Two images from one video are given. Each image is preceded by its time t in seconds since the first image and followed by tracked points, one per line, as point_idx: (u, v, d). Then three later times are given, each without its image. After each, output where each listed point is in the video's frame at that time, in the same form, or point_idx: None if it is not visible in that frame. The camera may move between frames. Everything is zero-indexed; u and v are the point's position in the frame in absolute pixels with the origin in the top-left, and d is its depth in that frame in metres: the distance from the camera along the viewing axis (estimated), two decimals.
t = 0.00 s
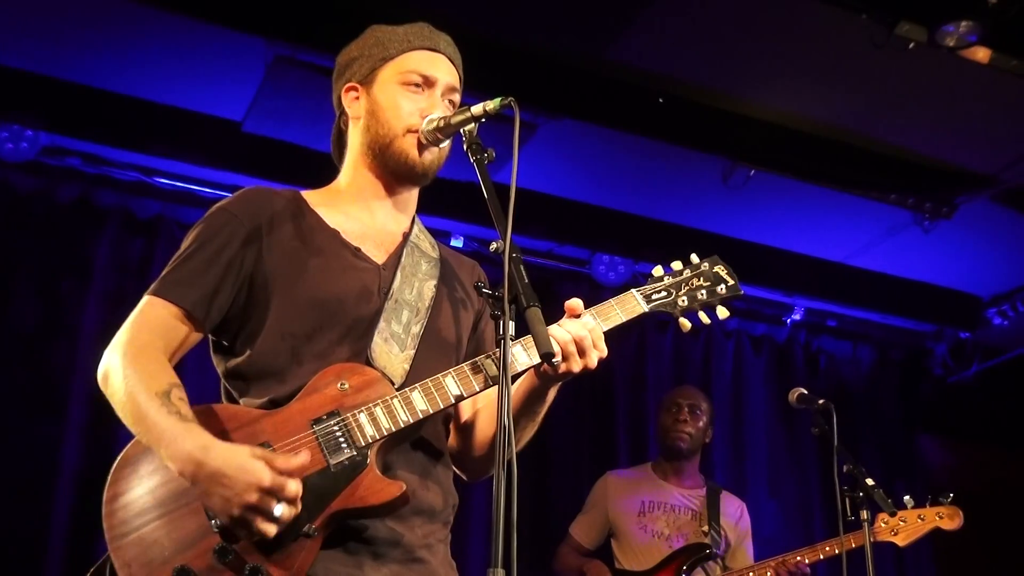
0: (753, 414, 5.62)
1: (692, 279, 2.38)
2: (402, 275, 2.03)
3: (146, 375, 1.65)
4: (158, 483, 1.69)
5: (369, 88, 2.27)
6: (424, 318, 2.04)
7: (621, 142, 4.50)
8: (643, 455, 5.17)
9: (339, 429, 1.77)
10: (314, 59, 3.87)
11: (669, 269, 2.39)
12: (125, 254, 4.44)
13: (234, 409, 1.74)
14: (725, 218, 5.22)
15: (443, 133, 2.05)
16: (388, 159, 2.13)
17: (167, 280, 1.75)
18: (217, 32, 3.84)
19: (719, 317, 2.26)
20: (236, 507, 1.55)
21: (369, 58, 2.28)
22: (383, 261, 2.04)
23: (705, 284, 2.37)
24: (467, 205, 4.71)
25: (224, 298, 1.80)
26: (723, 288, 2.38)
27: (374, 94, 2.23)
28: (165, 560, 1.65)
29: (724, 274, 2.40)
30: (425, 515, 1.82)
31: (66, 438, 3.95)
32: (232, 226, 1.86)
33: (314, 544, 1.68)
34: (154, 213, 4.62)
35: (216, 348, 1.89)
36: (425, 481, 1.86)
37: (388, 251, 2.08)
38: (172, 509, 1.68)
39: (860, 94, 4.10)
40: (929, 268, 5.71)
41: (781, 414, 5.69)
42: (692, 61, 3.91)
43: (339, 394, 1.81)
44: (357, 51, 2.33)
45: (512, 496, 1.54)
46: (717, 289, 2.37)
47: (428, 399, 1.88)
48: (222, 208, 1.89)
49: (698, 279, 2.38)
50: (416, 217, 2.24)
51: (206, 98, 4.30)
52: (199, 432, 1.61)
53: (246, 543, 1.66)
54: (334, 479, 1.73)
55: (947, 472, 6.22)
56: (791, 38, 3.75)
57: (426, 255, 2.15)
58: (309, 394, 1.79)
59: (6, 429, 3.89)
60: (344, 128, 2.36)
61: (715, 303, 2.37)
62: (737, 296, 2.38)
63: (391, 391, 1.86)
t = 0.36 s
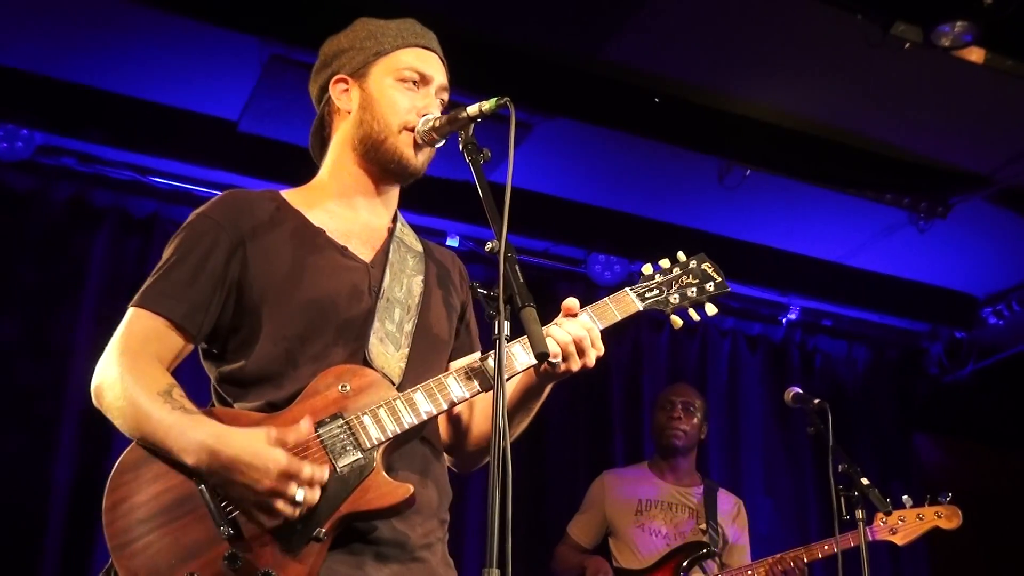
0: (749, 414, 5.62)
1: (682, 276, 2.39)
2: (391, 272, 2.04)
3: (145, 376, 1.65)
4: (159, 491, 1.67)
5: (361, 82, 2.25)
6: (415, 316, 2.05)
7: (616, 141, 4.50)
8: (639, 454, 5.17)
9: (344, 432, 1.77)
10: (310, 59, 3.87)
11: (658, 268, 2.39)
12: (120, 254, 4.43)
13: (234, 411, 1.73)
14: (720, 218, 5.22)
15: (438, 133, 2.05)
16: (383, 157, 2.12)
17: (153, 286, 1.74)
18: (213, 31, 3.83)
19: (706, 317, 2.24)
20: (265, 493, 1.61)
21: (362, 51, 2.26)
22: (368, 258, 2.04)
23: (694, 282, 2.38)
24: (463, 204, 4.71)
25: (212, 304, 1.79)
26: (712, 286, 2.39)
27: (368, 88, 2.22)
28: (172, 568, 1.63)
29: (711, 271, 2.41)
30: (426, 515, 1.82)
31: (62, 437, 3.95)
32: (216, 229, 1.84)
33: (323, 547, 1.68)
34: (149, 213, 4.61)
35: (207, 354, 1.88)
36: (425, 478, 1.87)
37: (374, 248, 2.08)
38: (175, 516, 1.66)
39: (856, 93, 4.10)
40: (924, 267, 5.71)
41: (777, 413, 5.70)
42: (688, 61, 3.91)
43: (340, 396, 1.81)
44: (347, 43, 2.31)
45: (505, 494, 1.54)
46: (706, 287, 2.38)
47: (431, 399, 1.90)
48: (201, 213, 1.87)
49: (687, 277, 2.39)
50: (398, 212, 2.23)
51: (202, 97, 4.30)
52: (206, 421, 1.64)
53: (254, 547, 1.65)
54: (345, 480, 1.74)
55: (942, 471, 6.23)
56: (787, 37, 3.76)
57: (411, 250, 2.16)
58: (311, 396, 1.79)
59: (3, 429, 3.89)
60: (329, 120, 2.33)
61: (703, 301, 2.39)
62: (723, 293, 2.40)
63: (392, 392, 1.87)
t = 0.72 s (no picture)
0: (744, 413, 5.62)
1: (670, 276, 2.41)
2: (383, 267, 2.04)
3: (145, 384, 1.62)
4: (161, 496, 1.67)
5: (350, 79, 2.21)
6: (408, 310, 2.05)
7: (612, 140, 4.50)
8: (635, 453, 5.17)
9: (348, 430, 1.77)
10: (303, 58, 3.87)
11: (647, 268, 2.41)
12: (114, 255, 4.43)
13: (235, 412, 1.73)
14: (715, 216, 5.22)
15: (432, 133, 2.05)
16: (376, 156, 2.11)
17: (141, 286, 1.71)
18: (206, 31, 3.83)
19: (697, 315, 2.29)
20: (272, 503, 1.59)
21: (350, 47, 2.22)
22: (361, 253, 2.04)
23: (682, 283, 2.40)
24: (457, 204, 4.70)
25: (200, 305, 1.75)
26: (698, 286, 2.39)
27: (359, 86, 2.19)
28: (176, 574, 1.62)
29: (698, 271, 2.43)
30: (423, 515, 1.83)
31: (57, 437, 3.94)
32: (206, 227, 1.82)
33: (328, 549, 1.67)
34: (143, 213, 4.61)
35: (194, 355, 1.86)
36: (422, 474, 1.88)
37: (365, 242, 2.08)
38: (177, 521, 1.66)
39: (849, 92, 4.10)
40: (919, 265, 5.71)
41: (772, 411, 5.70)
42: (682, 59, 3.91)
43: (341, 397, 1.81)
44: (332, 38, 2.26)
45: (503, 495, 1.53)
46: (694, 288, 2.39)
47: (433, 398, 1.92)
48: (189, 210, 1.83)
49: (675, 278, 2.41)
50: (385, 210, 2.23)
51: (196, 97, 4.29)
52: (217, 428, 1.62)
53: (260, 550, 1.64)
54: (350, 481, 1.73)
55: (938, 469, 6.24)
56: (781, 36, 3.76)
57: (399, 243, 2.16)
58: (312, 397, 1.79)
59: None
60: (311, 115, 2.29)
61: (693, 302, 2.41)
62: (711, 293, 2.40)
63: (391, 391, 1.88)
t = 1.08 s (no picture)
0: (739, 412, 5.62)
1: (658, 269, 2.41)
2: (375, 264, 2.04)
3: (142, 387, 1.62)
4: (160, 499, 1.66)
5: (344, 71, 2.20)
6: (401, 306, 2.05)
7: (607, 139, 4.50)
8: (629, 451, 5.17)
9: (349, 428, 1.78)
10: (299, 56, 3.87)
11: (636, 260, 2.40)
12: (109, 252, 4.42)
13: (232, 412, 1.73)
14: (710, 215, 5.22)
15: (427, 130, 2.05)
16: (374, 149, 2.10)
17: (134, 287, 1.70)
18: (200, 29, 3.82)
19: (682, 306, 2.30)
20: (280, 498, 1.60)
21: (344, 40, 2.22)
22: (351, 250, 2.04)
23: (670, 275, 2.40)
24: (452, 202, 4.70)
25: (196, 303, 1.75)
26: (685, 278, 2.39)
27: (354, 79, 2.18)
28: None
29: (685, 263, 2.41)
30: (422, 512, 1.84)
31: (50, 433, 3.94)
32: (198, 227, 1.81)
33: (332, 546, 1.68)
34: (138, 210, 4.60)
35: (188, 356, 1.85)
36: (420, 468, 1.89)
37: (356, 239, 2.09)
38: (179, 522, 1.65)
39: (844, 92, 4.11)
40: (913, 264, 5.72)
41: (767, 410, 5.70)
42: (677, 59, 3.92)
43: (339, 395, 1.81)
44: (323, 31, 2.25)
45: (497, 494, 1.54)
46: (681, 280, 2.39)
47: (434, 398, 1.93)
48: (179, 210, 1.82)
49: (663, 270, 2.41)
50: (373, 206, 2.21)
51: (191, 94, 4.29)
52: (218, 429, 1.62)
53: (263, 551, 1.64)
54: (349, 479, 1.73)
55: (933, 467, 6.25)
56: (776, 35, 3.76)
57: (388, 238, 2.16)
58: (310, 396, 1.79)
59: None
60: (301, 107, 2.26)
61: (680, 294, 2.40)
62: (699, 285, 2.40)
63: (388, 388, 1.87)
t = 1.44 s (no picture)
0: (726, 407, 5.66)
1: (652, 275, 2.44)
2: (365, 262, 2.07)
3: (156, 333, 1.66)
4: (149, 490, 1.66)
5: (330, 70, 2.23)
6: (391, 304, 2.08)
7: (596, 137, 4.54)
8: (617, 446, 5.20)
9: (340, 426, 1.81)
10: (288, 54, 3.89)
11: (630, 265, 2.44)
12: (100, 249, 4.44)
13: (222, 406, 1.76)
14: (697, 213, 5.26)
15: (414, 127, 2.06)
16: (359, 147, 2.13)
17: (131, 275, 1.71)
18: (191, 27, 3.84)
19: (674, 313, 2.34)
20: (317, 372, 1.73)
21: (330, 39, 2.24)
22: (341, 247, 2.07)
23: (662, 281, 2.43)
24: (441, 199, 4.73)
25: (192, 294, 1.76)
26: (678, 284, 2.43)
27: (339, 78, 2.21)
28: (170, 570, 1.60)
29: (677, 269, 2.44)
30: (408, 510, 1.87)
31: (39, 429, 3.96)
32: (195, 216, 1.83)
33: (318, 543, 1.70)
34: (129, 207, 4.62)
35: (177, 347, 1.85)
36: (407, 465, 1.93)
37: (345, 238, 2.10)
38: (167, 514, 1.65)
39: (830, 91, 4.15)
40: (898, 261, 5.76)
41: (753, 405, 5.74)
42: (665, 58, 3.95)
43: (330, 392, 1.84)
44: (312, 29, 2.28)
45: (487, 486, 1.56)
46: (673, 286, 2.42)
47: (425, 396, 1.97)
48: (177, 199, 1.83)
49: (656, 276, 2.44)
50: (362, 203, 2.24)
51: (181, 92, 4.31)
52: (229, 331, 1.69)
53: (252, 545, 1.67)
54: (338, 478, 1.77)
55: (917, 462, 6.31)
56: (762, 34, 3.80)
57: (378, 236, 2.19)
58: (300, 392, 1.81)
59: None
60: (290, 104, 2.29)
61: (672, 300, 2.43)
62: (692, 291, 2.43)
63: (379, 384, 1.93)
